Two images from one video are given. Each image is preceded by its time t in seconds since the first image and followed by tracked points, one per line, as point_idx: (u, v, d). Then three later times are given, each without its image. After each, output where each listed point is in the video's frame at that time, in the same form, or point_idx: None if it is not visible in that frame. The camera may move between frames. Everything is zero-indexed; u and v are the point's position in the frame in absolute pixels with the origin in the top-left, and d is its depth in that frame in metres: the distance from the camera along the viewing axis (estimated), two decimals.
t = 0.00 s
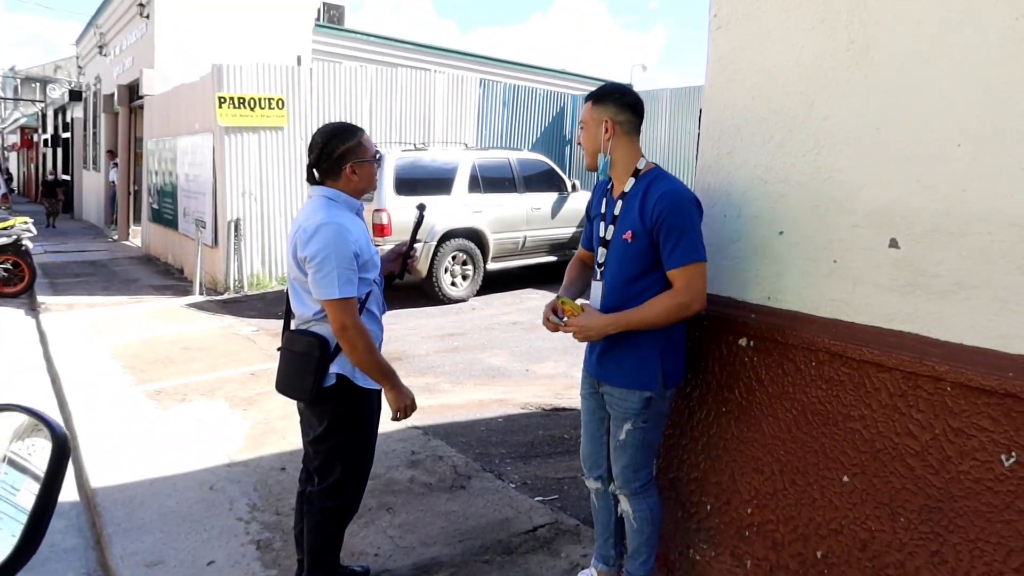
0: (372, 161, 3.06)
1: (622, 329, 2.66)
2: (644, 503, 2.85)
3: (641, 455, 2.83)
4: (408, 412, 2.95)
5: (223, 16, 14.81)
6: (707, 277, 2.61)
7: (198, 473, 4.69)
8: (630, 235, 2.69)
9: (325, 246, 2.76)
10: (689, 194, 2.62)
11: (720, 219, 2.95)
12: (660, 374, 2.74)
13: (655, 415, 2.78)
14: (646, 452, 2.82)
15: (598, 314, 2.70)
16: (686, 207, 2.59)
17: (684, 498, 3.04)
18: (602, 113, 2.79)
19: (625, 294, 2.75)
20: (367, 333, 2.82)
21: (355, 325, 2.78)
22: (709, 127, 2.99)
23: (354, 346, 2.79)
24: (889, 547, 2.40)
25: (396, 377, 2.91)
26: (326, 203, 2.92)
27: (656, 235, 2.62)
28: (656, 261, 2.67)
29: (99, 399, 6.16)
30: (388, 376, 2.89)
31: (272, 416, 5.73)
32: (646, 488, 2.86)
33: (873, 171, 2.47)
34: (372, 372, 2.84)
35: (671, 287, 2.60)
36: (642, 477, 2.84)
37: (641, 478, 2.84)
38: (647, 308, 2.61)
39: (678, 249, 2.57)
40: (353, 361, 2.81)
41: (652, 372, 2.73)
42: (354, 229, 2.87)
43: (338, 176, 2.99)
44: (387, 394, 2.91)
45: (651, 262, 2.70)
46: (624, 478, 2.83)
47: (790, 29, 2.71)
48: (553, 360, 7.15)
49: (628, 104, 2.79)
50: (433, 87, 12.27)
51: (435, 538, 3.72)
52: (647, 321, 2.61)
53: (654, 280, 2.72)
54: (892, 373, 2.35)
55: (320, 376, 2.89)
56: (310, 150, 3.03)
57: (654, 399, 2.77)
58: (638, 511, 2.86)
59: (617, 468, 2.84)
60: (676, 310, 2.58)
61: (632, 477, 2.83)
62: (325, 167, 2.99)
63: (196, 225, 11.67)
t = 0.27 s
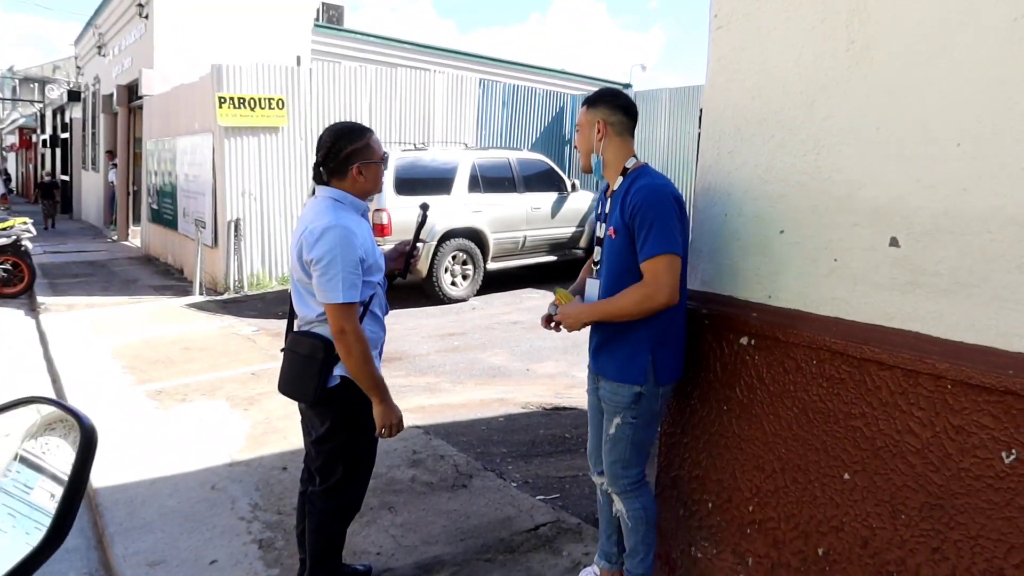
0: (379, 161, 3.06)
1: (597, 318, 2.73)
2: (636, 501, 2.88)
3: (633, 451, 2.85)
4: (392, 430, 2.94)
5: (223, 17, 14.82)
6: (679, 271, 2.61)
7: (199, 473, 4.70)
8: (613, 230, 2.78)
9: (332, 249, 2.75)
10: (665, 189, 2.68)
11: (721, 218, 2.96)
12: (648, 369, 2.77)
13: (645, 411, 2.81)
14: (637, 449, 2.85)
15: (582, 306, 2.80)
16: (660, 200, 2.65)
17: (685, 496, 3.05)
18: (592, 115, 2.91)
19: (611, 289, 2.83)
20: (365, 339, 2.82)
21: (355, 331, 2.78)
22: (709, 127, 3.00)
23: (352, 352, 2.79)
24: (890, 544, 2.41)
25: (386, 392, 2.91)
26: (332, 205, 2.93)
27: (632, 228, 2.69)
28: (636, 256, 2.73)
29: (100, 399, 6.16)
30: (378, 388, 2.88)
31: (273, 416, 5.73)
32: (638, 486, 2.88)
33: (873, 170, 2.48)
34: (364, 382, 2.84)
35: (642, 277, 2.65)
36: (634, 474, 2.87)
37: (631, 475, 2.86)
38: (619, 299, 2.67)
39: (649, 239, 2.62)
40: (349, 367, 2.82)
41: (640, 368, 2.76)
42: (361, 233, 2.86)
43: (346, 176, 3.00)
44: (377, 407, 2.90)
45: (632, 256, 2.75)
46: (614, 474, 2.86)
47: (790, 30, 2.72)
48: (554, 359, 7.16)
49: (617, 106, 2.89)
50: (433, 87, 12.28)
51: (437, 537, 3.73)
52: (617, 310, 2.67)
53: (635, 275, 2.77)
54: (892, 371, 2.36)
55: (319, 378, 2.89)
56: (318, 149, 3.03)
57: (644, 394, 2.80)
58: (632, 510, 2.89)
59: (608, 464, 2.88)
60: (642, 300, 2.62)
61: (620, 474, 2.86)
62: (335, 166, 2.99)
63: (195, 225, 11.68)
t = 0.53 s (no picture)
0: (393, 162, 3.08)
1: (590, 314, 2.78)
2: (636, 497, 2.89)
3: (631, 446, 2.87)
4: (373, 446, 2.94)
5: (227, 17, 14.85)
6: (667, 271, 2.64)
7: (207, 472, 4.72)
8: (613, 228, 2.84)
9: (342, 250, 2.75)
10: (658, 188, 2.73)
11: (727, 215, 2.96)
12: (644, 366, 2.79)
13: (644, 406, 2.82)
14: (635, 443, 2.87)
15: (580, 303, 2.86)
16: (651, 198, 2.70)
17: (692, 493, 3.06)
18: (600, 118, 2.94)
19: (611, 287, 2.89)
20: (361, 344, 2.80)
21: (353, 335, 2.76)
22: (715, 125, 3.01)
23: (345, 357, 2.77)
24: (896, 539, 2.42)
25: (373, 405, 2.87)
26: (345, 206, 2.94)
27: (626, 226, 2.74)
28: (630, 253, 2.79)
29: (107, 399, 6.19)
30: (367, 401, 2.85)
31: (280, 414, 5.75)
32: (637, 481, 2.90)
33: (879, 166, 2.49)
34: (352, 392, 2.81)
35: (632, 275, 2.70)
36: (632, 469, 2.89)
37: (630, 470, 2.88)
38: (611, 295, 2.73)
39: (639, 237, 2.67)
40: (343, 372, 2.80)
41: (638, 363, 2.79)
42: (371, 237, 2.86)
43: (361, 177, 3.01)
44: (361, 420, 2.88)
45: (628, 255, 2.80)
46: (612, 469, 2.89)
47: (796, 27, 2.73)
48: (559, 357, 7.17)
49: (626, 108, 2.90)
50: (437, 86, 12.29)
51: (444, 534, 3.74)
52: (607, 307, 2.72)
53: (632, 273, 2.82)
54: (898, 367, 2.37)
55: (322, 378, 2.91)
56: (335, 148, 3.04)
57: (643, 389, 2.81)
58: (632, 506, 2.91)
59: (605, 460, 2.90)
60: (631, 298, 2.68)
61: (618, 469, 2.88)
62: (351, 168, 3.01)
63: (201, 225, 11.71)
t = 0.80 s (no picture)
0: (404, 164, 3.09)
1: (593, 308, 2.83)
2: (637, 495, 2.89)
3: (632, 443, 2.88)
4: (382, 448, 2.91)
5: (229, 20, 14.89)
6: (669, 265, 2.68)
7: (212, 473, 4.73)
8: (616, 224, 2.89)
9: (352, 254, 2.76)
10: (657, 183, 2.77)
11: (731, 215, 2.97)
12: (644, 360, 2.81)
13: (644, 403, 2.83)
14: (637, 441, 2.87)
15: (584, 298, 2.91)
16: (650, 192, 2.74)
17: (697, 493, 3.06)
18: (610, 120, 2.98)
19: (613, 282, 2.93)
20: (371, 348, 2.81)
21: (364, 340, 2.77)
22: (718, 125, 3.01)
23: (355, 362, 2.77)
24: (901, 539, 2.42)
25: (385, 409, 2.88)
26: (354, 208, 2.94)
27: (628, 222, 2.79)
28: (631, 248, 2.83)
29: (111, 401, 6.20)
30: (378, 405, 2.86)
31: (284, 416, 5.76)
32: (638, 479, 2.90)
33: (882, 166, 2.49)
34: (364, 396, 2.82)
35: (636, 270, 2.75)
36: (633, 467, 2.89)
37: (631, 468, 2.88)
38: (614, 290, 2.79)
39: (640, 229, 2.71)
40: (352, 377, 2.81)
41: (637, 358, 2.82)
42: (380, 240, 2.87)
43: (373, 179, 3.02)
44: (372, 424, 2.87)
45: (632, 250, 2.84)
46: (613, 467, 2.90)
47: (799, 27, 2.73)
48: (562, 358, 7.17)
49: (635, 108, 2.93)
50: (439, 87, 12.31)
51: (448, 535, 3.75)
52: (611, 301, 2.78)
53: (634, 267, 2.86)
54: (903, 366, 2.37)
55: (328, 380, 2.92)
56: (346, 148, 3.04)
57: (642, 385, 2.83)
58: (633, 504, 2.91)
59: (606, 458, 2.91)
60: (633, 292, 2.73)
61: (619, 467, 2.89)
62: (363, 169, 3.01)
63: (204, 227, 11.73)
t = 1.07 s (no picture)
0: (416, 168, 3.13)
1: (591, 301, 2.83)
2: (651, 495, 2.87)
3: (640, 443, 2.87)
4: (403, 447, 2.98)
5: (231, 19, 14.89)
6: (661, 254, 2.71)
7: (212, 472, 4.73)
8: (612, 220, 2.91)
9: (374, 259, 2.76)
10: (651, 178, 2.80)
11: (733, 217, 2.97)
12: (644, 356, 2.81)
13: (648, 401, 2.83)
14: (645, 442, 2.87)
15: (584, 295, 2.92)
16: (643, 186, 2.76)
17: (699, 495, 3.06)
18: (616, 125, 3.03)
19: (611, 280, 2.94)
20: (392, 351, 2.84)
21: (387, 343, 2.79)
22: (720, 126, 3.01)
23: (379, 365, 2.79)
24: (903, 541, 2.42)
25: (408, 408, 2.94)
26: (366, 211, 2.93)
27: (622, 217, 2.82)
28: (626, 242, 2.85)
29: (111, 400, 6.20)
30: (401, 405, 2.91)
31: (284, 415, 5.76)
32: (650, 480, 2.88)
33: (885, 168, 2.49)
34: (388, 397, 2.86)
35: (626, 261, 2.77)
36: (644, 468, 2.88)
37: (641, 468, 2.87)
38: (609, 282, 2.80)
39: (634, 221, 2.73)
40: (374, 380, 2.83)
41: (638, 354, 2.82)
42: (396, 243, 2.88)
43: (388, 183, 3.06)
44: (395, 423, 2.93)
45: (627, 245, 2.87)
46: (622, 468, 2.89)
47: (803, 29, 2.73)
48: (562, 358, 7.17)
49: (637, 110, 2.97)
50: (440, 87, 12.30)
51: (448, 535, 3.74)
52: (605, 292, 2.79)
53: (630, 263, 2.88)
54: (905, 369, 2.37)
55: (334, 383, 2.92)
56: (363, 149, 3.02)
57: (644, 383, 2.83)
58: (646, 506, 2.89)
59: (617, 459, 2.90)
60: (627, 282, 2.75)
61: (629, 468, 2.87)
62: (380, 172, 3.02)
63: (205, 226, 11.73)
